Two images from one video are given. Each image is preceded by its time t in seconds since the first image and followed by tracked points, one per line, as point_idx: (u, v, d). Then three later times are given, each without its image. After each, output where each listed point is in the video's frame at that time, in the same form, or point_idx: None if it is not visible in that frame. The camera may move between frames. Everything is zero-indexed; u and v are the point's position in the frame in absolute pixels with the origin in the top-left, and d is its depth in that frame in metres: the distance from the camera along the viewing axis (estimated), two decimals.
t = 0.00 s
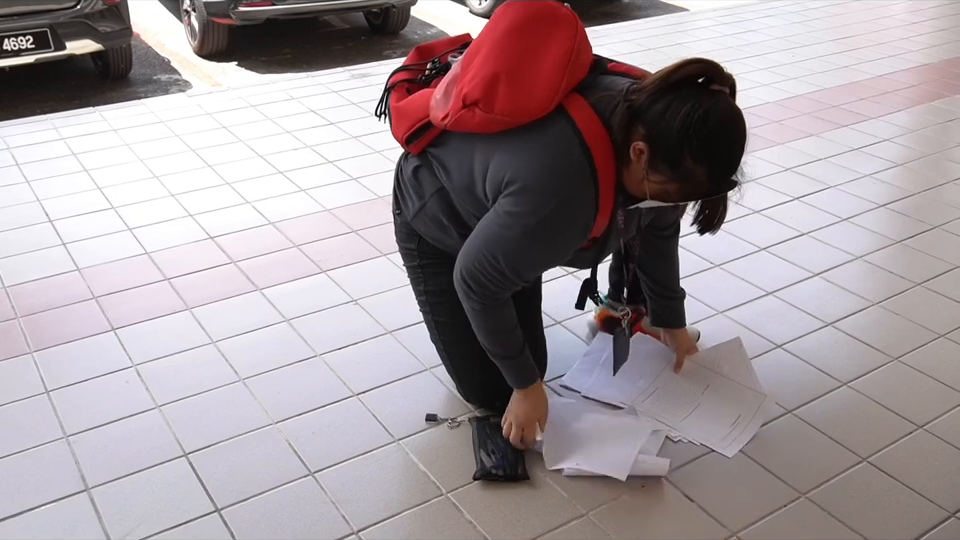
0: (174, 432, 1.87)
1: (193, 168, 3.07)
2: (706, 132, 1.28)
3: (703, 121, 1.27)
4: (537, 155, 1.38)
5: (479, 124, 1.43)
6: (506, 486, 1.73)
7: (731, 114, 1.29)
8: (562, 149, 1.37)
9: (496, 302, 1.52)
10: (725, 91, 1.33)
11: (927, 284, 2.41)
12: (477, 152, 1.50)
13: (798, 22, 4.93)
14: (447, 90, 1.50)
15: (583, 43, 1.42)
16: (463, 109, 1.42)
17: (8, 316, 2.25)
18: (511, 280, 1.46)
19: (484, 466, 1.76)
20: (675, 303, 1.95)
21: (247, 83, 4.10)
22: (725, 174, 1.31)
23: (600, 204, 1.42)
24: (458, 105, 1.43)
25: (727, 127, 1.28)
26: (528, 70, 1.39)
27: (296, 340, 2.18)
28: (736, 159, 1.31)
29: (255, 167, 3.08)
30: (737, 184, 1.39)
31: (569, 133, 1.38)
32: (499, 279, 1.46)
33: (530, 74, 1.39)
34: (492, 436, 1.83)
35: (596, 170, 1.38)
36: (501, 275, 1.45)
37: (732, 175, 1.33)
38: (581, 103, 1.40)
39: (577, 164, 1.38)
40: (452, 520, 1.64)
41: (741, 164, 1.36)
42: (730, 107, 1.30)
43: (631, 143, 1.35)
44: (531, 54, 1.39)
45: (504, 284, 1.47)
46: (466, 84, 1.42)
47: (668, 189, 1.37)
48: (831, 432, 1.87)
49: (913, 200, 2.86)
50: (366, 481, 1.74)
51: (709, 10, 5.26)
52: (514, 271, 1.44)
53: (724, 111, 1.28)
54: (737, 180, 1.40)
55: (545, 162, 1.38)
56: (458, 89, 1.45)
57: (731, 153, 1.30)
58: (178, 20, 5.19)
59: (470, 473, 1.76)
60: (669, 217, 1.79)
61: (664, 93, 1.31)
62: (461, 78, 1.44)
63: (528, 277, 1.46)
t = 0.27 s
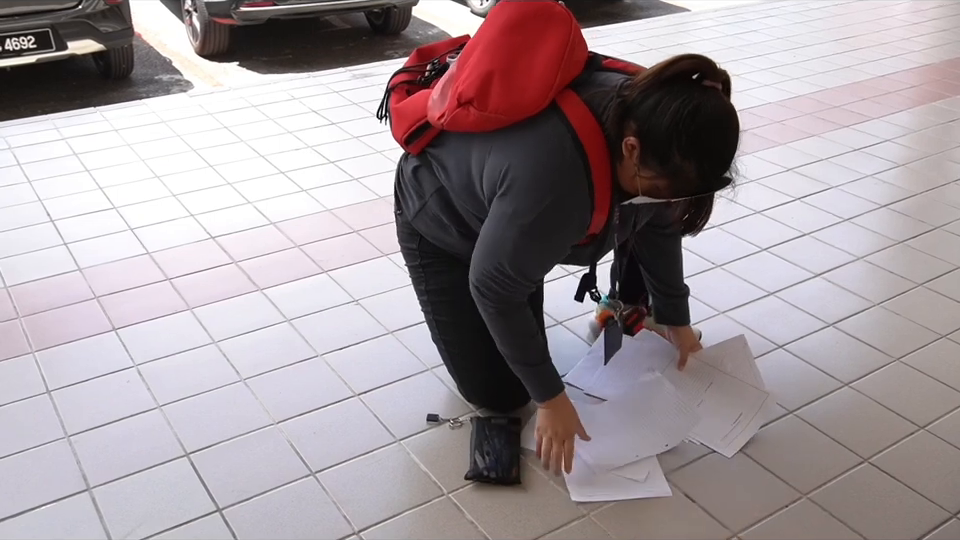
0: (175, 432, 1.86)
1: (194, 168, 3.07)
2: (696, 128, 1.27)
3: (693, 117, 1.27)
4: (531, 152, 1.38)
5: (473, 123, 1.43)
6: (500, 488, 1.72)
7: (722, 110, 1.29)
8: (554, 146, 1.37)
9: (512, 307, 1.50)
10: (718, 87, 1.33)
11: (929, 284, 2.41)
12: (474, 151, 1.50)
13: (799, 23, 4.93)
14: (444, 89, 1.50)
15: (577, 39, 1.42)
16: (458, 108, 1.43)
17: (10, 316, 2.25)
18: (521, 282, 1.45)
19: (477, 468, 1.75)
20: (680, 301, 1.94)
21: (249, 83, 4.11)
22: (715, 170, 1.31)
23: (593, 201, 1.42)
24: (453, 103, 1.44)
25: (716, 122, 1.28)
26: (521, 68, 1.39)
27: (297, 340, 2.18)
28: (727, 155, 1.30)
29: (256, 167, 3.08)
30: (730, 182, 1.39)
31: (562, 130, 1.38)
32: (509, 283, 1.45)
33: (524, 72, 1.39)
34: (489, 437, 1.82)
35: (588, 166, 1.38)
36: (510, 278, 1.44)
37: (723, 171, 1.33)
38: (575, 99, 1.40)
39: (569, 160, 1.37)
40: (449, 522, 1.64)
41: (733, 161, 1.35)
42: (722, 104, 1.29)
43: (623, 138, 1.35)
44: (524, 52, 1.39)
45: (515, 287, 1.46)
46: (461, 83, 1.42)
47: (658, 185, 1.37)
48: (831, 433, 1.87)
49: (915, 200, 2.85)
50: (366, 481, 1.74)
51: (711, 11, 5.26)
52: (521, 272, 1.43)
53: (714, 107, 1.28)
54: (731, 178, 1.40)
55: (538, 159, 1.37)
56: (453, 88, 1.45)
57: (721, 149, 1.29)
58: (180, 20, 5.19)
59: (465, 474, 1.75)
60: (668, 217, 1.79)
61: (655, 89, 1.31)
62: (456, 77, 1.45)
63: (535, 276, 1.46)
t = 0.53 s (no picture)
0: (178, 432, 1.87)
1: (196, 169, 3.07)
2: (699, 130, 1.27)
3: (697, 119, 1.27)
4: (533, 156, 1.38)
5: (476, 123, 1.43)
6: (502, 489, 1.72)
7: (725, 112, 1.29)
8: (556, 148, 1.37)
9: (534, 312, 1.52)
10: (722, 90, 1.33)
11: (931, 284, 2.41)
12: (476, 152, 1.51)
13: (800, 22, 4.93)
14: (446, 90, 1.50)
15: (581, 40, 1.42)
16: (461, 109, 1.43)
17: (12, 317, 2.25)
18: (537, 285, 1.47)
19: (480, 468, 1.75)
20: (672, 303, 1.96)
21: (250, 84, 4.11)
22: (719, 173, 1.31)
23: (597, 202, 1.42)
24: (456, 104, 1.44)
25: (720, 125, 1.28)
26: (525, 68, 1.39)
27: (300, 340, 2.18)
28: (730, 157, 1.30)
29: (258, 168, 3.09)
30: (732, 185, 1.39)
31: (565, 131, 1.38)
32: (530, 289, 1.47)
33: (528, 73, 1.39)
34: (492, 437, 1.82)
35: (591, 167, 1.38)
36: (526, 284, 1.46)
37: (727, 174, 1.33)
38: (578, 100, 1.40)
39: (571, 162, 1.37)
40: (451, 522, 1.64)
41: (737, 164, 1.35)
42: (726, 106, 1.29)
43: (627, 140, 1.35)
44: (527, 53, 1.39)
45: (534, 291, 1.47)
46: (464, 84, 1.43)
47: (662, 187, 1.37)
48: (834, 433, 1.87)
49: (917, 200, 2.85)
50: (368, 481, 1.74)
51: (712, 10, 5.25)
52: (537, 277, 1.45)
53: (718, 109, 1.28)
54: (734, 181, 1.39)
55: (540, 163, 1.38)
56: (456, 90, 1.45)
57: (725, 151, 1.29)
58: (181, 21, 5.20)
59: (467, 475, 1.75)
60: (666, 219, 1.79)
61: (659, 91, 1.31)
62: (460, 79, 1.45)
63: (552, 279, 1.47)
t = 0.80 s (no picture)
0: (182, 432, 1.87)
1: (200, 169, 3.08)
2: (707, 134, 1.27)
3: (705, 123, 1.27)
4: (538, 159, 1.38)
5: (482, 125, 1.43)
6: (506, 489, 1.72)
7: (733, 116, 1.29)
8: (562, 151, 1.37)
9: (536, 312, 1.52)
10: (729, 92, 1.33)
11: (935, 283, 2.40)
12: (482, 153, 1.50)
13: (804, 21, 4.92)
14: (452, 91, 1.50)
15: (587, 41, 1.42)
16: (467, 111, 1.42)
17: (16, 317, 2.26)
18: (542, 287, 1.47)
19: (483, 467, 1.75)
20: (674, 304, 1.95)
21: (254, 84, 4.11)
22: (727, 175, 1.31)
23: (603, 205, 1.42)
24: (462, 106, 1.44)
25: (728, 128, 1.28)
26: (532, 70, 1.39)
27: (303, 340, 2.18)
28: (738, 160, 1.30)
29: (261, 167, 3.09)
30: (740, 186, 1.39)
31: (572, 133, 1.38)
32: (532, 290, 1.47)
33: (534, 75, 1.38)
34: (495, 437, 1.82)
35: (598, 170, 1.38)
36: (530, 285, 1.46)
37: (735, 176, 1.33)
38: (585, 102, 1.40)
39: (578, 165, 1.37)
40: (455, 521, 1.64)
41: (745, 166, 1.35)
42: (733, 109, 1.29)
43: (634, 143, 1.35)
44: (534, 54, 1.39)
45: (537, 292, 1.47)
46: (470, 85, 1.42)
47: (670, 190, 1.37)
48: (838, 432, 1.87)
49: (921, 199, 2.85)
50: (371, 481, 1.74)
51: (715, 9, 5.25)
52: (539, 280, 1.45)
53: (726, 113, 1.28)
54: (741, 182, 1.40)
55: (546, 166, 1.37)
56: (462, 91, 1.45)
57: (733, 154, 1.29)
58: (185, 21, 5.20)
59: (470, 474, 1.75)
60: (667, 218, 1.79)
61: (666, 95, 1.31)
62: (465, 80, 1.45)
63: (555, 281, 1.47)
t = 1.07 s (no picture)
0: (184, 431, 1.87)
1: (202, 167, 3.08)
2: (715, 134, 1.27)
3: (712, 123, 1.27)
4: (542, 158, 1.38)
5: (487, 125, 1.42)
6: (508, 488, 1.72)
7: (739, 115, 1.29)
8: (567, 152, 1.37)
9: (534, 311, 1.48)
10: (734, 92, 1.33)
11: (938, 283, 2.40)
12: (485, 153, 1.50)
13: (807, 20, 4.91)
14: (456, 90, 1.49)
15: (591, 40, 1.42)
16: (472, 110, 1.42)
17: (18, 316, 2.26)
18: (536, 287, 1.45)
19: (485, 466, 1.74)
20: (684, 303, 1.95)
21: (256, 82, 4.11)
22: (734, 175, 1.31)
23: (608, 205, 1.42)
24: (466, 104, 1.43)
25: (735, 127, 1.28)
26: (537, 70, 1.38)
27: (305, 338, 2.18)
28: (744, 160, 1.30)
29: (263, 166, 3.09)
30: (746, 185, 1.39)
31: (577, 135, 1.38)
32: (528, 288, 1.44)
33: (539, 75, 1.38)
34: (497, 436, 1.82)
35: (604, 172, 1.38)
36: (524, 285, 1.44)
37: (742, 176, 1.33)
38: (590, 103, 1.40)
39: (581, 165, 1.37)
40: (457, 520, 1.64)
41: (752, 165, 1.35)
42: (739, 108, 1.29)
43: (640, 144, 1.35)
44: (539, 54, 1.38)
45: (533, 290, 1.45)
46: (474, 85, 1.42)
47: (677, 190, 1.37)
48: (841, 432, 1.86)
49: (923, 198, 2.84)
50: (373, 480, 1.74)
51: (717, 8, 5.24)
52: (538, 276, 1.43)
53: (732, 112, 1.28)
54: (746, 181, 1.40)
55: (549, 164, 1.37)
56: (466, 90, 1.44)
57: (740, 154, 1.29)
58: (187, 20, 5.20)
59: (472, 473, 1.75)
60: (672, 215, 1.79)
61: (673, 95, 1.31)
62: (469, 79, 1.44)
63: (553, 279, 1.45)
